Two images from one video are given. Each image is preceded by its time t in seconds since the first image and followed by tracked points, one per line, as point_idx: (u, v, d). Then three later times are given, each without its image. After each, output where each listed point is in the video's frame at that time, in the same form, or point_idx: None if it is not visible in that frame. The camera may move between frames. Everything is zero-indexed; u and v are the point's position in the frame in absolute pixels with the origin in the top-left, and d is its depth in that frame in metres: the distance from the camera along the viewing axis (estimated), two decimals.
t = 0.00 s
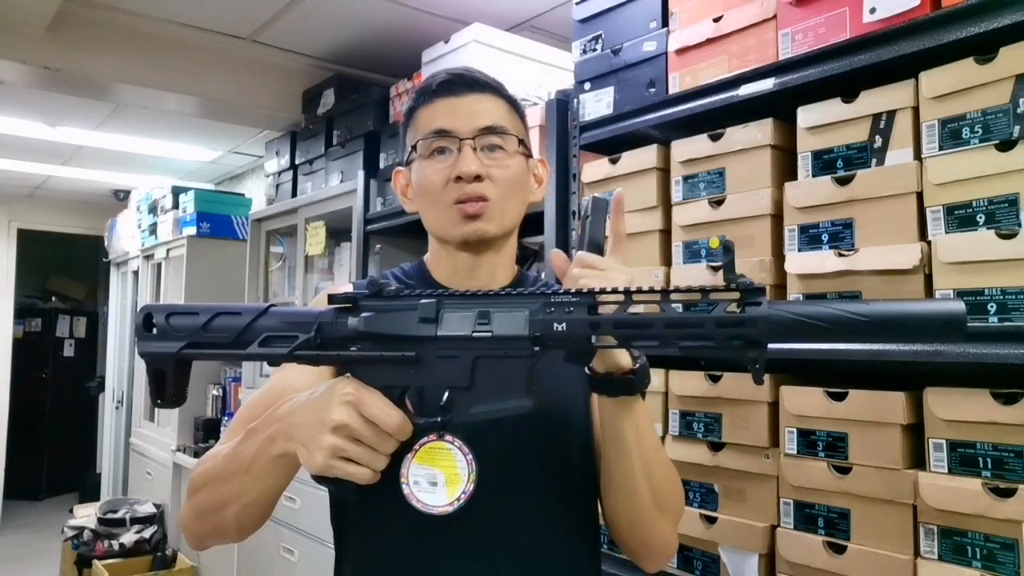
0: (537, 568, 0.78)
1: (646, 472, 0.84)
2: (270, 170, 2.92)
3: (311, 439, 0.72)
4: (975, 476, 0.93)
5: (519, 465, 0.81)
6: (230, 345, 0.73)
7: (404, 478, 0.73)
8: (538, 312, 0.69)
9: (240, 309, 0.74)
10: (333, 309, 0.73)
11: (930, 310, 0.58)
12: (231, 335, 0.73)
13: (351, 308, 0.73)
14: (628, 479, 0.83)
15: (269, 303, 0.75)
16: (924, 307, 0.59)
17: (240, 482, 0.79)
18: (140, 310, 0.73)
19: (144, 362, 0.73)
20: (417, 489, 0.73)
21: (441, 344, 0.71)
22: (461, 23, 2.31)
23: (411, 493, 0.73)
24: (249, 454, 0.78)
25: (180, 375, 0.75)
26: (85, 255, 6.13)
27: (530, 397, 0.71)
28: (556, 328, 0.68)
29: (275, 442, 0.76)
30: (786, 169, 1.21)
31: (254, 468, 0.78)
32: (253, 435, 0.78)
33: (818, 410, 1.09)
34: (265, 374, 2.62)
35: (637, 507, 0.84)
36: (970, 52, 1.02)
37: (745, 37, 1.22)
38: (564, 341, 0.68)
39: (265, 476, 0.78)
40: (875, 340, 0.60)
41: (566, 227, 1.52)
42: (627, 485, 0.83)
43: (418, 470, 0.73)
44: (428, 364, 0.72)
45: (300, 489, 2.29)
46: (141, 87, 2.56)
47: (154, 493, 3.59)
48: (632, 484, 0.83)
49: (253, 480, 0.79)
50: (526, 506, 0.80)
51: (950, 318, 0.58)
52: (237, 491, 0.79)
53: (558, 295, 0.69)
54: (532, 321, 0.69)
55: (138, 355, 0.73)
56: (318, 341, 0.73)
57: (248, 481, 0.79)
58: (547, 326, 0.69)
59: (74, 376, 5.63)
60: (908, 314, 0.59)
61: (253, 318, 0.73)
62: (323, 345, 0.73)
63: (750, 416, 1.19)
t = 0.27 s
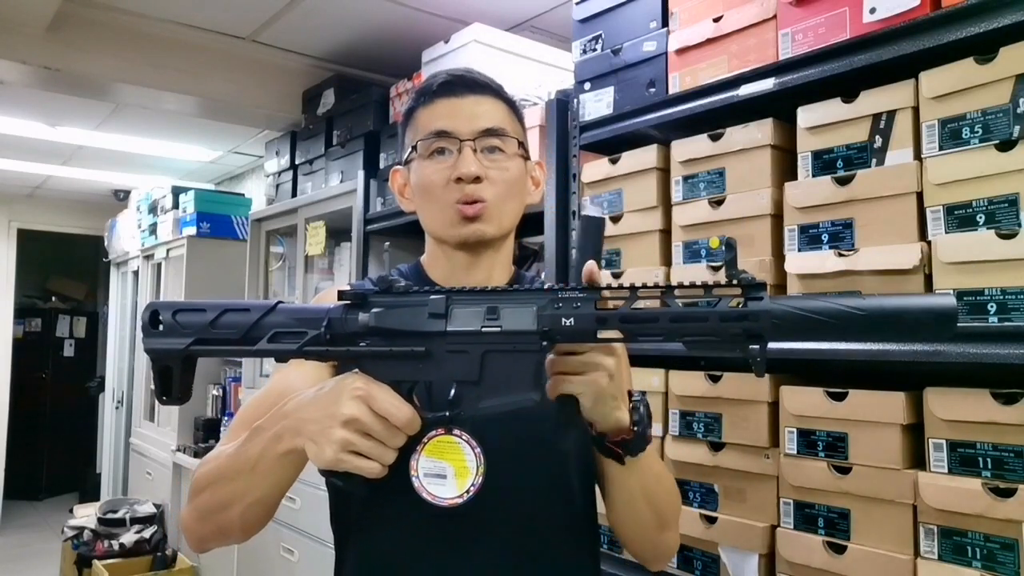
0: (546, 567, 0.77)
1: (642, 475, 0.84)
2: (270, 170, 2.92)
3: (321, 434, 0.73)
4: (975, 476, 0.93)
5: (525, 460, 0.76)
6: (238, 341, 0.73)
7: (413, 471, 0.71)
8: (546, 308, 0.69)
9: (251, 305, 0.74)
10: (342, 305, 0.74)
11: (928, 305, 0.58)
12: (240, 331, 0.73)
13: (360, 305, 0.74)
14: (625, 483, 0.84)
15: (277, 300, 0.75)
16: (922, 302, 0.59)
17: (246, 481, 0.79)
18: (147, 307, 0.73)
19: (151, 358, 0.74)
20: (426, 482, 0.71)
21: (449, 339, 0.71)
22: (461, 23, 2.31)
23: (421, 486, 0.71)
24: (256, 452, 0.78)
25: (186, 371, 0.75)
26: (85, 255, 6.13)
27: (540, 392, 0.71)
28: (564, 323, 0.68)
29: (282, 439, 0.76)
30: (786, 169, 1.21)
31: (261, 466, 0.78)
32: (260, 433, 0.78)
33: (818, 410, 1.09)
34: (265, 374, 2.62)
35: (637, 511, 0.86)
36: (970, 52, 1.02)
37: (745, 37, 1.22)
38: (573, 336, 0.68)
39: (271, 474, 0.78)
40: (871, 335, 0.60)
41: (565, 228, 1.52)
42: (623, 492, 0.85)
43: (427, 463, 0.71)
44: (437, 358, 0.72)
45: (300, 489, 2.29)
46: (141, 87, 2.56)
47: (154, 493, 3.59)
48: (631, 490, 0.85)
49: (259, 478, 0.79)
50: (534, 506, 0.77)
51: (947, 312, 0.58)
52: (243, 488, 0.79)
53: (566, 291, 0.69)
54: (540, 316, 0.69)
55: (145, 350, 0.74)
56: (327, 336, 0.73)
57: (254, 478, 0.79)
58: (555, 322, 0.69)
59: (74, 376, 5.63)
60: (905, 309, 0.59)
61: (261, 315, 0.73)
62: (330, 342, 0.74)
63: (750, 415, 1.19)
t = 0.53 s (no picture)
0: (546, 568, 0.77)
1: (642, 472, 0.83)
2: (270, 170, 2.92)
3: (319, 429, 0.73)
4: (975, 475, 0.93)
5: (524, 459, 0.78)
6: (240, 335, 0.74)
7: (410, 468, 0.73)
8: (545, 307, 0.69)
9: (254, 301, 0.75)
10: (344, 302, 0.74)
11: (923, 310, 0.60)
12: (242, 326, 0.74)
13: (362, 301, 0.74)
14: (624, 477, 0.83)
15: (280, 296, 0.76)
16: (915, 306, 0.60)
17: (245, 478, 0.79)
18: (149, 301, 0.73)
19: (152, 351, 0.74)
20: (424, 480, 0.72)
21: (449, 336, 0.71)
22: (461, 23, 2.31)
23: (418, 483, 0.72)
24: (254, 449, 0.78)
25: (187, 366, 0.75)
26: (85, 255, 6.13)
27: (537, 390, 0.71)
28: (563, 322, 0.68)
29: (281, 435, 0.76)
30: (786, 169, 1.21)
31: (260, 463, 0.78)
32: (259, 430, 0.78)
33: (818, 410, 1.09)
34: (265, 374, 2.62)
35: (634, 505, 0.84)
36: (970, 52, 1.02)
37: (744, 37, 1.22)
38: (572, 334, 0.68)
39: (270, 471, 0.78)
40: (864, 336, 0.61)
41: (565, 228, 1.52)
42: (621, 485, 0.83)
43: (424, 461, 0.72)
44: (436, 356, 0.72)
45: (300, 488, 2.29)
46: (142, 87, 2.56)
47: (154, 493, 3.59)
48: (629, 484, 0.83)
49: (258, 475, 0.79)
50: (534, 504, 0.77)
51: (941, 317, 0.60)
52: (242, 485, 0.79)
53: (565, 291, 0.69)
54: (539, 315, 0.69)
55: (145, 343, 0.74)
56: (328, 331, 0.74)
57: (253, 475, 0.79)
58: (553, 321, 0.69)
59: (74, 376, 5.63)
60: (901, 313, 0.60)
61: (263, 310, 0.74)
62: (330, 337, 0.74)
63: (750, 415, 1.19)
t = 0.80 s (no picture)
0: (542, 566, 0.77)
1: (641, 471, 0.83)
2: (270, 170, 2.92)
3: (316, 424, 0.73)
4: (975, 476, 0.93)
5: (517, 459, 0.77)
6: (238, 332, 0.74)
7: (404, 464, 0.72)
8: (540, 306, 0.70)
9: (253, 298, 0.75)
10: (342, 299, 0.74)
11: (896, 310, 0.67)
12: (240, 322, 0.74)
13: (358, 298, 0.74)
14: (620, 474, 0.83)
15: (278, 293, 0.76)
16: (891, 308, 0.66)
17: (241, 476, 0.79)
18: (150, 296, 0.74)
19: (151, 346, 0.75)
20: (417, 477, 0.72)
21: (445, 334, 0.71)
22: (461, 23, 2.31)
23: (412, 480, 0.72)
24: (250, 445, 0.78)
25: (186, 361, 0.76)
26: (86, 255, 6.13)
27: (531, 389, 0.71)
28: (557, 321, 0.68)
29: (278, 431, 0.77)
30: (786, 169, 1.21)
31: (255, 460, 0.78)
32: (255, 428, 0.79)
33: (818, 410, 1.09)
34: (265, 374, 2.62)
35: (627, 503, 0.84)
36: (970, 52, 1.02)
37: (745, 37, 1.22)
38: (566, 333, 0.69)
39: (266, 467, 0.78)
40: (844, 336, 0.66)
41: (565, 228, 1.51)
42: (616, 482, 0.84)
43: (418, 459, 0.72)
44: (432, 354, 0.72)
45: (300, 488, 2.29)
46: (142, 86, 2.56)
47: (154, 493, 3.59)
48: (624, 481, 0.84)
49: (253, 472, 0.79)
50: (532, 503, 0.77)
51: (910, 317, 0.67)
52: (237, 484, 0.79)
53: (559, 290, 0.70)
54: (534, 313, 0.70)
55: (145, 339, 0.75)
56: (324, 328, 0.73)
57: (248, 472, 0.79)
58: (548, 320, 0.69)
59: (74, 376, 5.63)
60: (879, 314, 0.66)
61: (261, 306, 0.74)
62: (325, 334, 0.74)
63: (750, 415, 1.19)
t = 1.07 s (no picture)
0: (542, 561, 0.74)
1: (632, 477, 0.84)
2: (270, 170, 2.92)
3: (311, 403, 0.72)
4: (975, 475, 0.93)
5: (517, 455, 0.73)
6: (237, 316, 0.71)
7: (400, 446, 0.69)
8: (537, 285, 0.69)
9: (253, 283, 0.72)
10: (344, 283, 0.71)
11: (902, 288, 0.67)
12: (240, 306, 0.71)
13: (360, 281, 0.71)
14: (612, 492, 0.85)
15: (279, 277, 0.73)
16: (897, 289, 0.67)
17: (238, 462, 0.79)
18: (153, 282, 0.71)
19: (152, 332, 0.71)
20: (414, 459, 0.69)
21: (443, 313, 0.70)
22: (461, 23, 2.31)
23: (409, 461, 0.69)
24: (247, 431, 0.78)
25: (186, 347, 0.72)
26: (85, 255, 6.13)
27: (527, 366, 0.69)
28: (554, 299, 0.69)
29: (274, 416, 0.77)
30: (786, 169, 1.21)
31: (253, 446, 0.78)
32: (252, 414, 0.79)
33: (818, 410, 1.09)
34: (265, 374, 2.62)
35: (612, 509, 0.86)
36: (970, 52, 1.02)
37: (745, 37, 1.22)
38: (566, 309, 0.69)
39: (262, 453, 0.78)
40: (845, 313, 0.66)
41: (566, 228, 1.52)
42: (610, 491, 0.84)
43: (416, 440, 0.69)
44: (428, 333, 0.70)
45: (300, 488, 2.29)
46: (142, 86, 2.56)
47: (154, 493, 3.59)
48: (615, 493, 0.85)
49: (249, 459, 0.78)
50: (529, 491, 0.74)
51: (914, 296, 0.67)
52: (234, 471, 0.79)
53: (556, 270, 0.70)
54: (530, 293, 0.70)
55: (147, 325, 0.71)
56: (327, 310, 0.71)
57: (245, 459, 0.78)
58: (545, 299, 0.69)
59: (74, 376, 5.63)
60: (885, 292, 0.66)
61: (263, 288, 0.71)
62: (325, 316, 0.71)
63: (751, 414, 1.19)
